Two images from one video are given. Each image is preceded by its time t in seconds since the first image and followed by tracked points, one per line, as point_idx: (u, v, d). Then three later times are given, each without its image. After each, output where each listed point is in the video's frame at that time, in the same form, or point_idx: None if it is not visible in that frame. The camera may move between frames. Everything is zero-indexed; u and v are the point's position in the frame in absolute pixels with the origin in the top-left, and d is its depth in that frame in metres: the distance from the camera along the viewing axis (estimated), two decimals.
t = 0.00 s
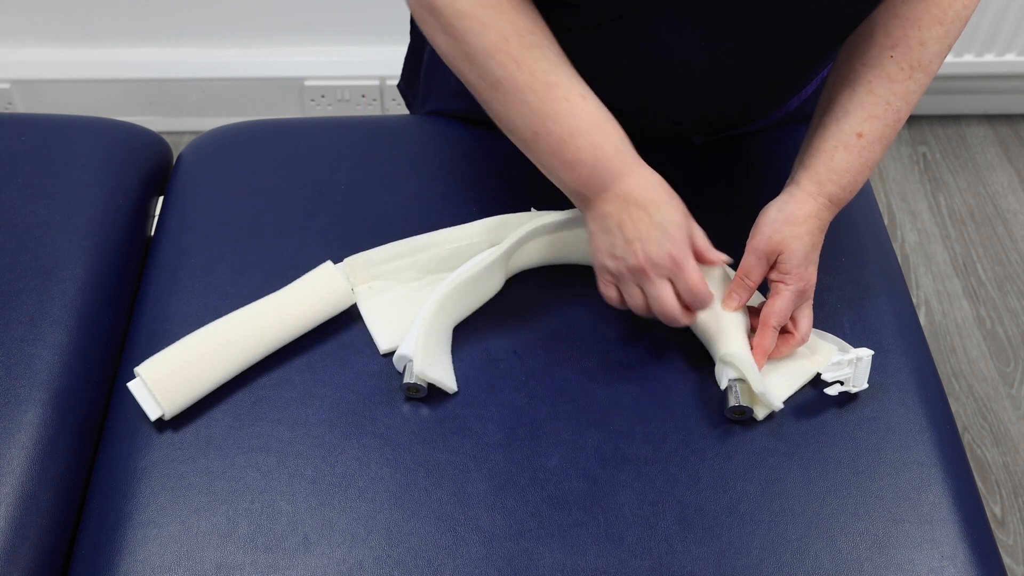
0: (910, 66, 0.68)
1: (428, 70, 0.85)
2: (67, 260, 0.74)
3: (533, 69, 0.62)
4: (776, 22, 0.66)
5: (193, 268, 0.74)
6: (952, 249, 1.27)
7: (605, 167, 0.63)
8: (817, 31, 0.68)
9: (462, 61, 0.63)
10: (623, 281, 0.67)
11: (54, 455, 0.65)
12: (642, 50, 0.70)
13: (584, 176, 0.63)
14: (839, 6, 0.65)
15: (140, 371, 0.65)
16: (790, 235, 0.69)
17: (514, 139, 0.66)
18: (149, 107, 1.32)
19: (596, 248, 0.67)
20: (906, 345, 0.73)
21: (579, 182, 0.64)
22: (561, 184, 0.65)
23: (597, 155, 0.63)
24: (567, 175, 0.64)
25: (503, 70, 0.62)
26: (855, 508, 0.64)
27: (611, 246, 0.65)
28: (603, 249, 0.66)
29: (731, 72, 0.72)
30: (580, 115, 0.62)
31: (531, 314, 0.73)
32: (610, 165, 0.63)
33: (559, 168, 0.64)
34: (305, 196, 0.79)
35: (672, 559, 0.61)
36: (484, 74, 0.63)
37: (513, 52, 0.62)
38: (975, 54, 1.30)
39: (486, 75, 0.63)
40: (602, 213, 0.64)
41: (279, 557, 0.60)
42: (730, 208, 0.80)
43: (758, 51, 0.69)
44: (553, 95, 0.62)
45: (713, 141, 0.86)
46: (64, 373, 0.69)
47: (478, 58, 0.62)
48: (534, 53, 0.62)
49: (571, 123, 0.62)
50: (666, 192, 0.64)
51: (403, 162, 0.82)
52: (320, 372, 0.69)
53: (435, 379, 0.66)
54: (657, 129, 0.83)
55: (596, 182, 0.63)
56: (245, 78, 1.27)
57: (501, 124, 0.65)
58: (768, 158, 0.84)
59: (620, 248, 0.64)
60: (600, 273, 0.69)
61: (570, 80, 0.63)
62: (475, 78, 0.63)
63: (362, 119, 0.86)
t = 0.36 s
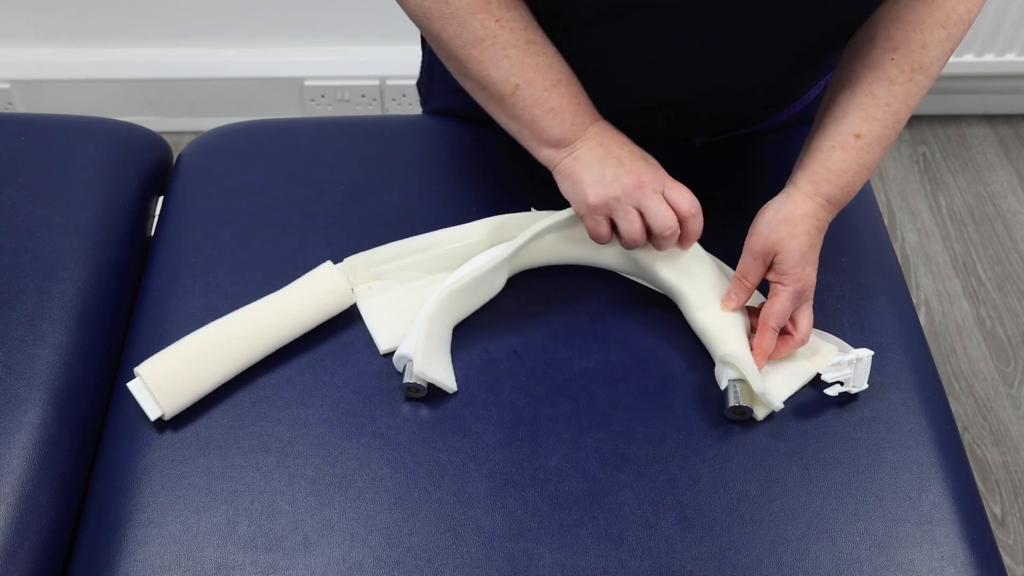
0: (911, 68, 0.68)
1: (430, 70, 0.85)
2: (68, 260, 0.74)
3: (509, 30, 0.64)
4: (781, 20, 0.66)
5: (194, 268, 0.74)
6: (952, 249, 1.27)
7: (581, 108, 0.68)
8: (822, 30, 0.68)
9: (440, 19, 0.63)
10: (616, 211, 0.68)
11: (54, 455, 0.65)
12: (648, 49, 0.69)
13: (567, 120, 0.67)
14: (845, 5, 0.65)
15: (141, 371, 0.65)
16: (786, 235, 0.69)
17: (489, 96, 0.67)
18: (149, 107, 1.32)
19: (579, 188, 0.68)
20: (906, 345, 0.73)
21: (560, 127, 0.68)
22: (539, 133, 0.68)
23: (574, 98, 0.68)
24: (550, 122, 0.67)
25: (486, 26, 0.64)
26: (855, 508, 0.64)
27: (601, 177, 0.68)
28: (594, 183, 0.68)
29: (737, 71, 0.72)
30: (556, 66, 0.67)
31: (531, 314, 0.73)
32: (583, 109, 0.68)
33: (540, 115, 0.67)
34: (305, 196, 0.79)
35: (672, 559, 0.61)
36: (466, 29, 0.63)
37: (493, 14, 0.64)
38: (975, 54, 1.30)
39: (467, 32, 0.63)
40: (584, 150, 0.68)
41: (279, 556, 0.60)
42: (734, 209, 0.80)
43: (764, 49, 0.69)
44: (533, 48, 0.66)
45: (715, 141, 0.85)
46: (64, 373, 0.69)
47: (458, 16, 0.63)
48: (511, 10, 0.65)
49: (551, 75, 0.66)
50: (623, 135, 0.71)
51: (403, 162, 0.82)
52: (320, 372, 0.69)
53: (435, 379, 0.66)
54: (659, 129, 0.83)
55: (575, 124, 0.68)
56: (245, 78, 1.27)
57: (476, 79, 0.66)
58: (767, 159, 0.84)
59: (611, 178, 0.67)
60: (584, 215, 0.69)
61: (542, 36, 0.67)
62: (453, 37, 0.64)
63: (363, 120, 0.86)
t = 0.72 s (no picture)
0: (904, 67, 0.68)
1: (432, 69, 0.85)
2: (68, 260, 0.74)
3: (515, 35, 0.64)
4: (781, 16, 0.66)
5: (194, 268, 0.74)
6: (952, 249, 1.27)
7: (575, 111, 0.69)
8: (822, 27, 0.68)
9: (450, 20, 0.61)
10: (625, 205, 0.70)
11: (54, 455, 0.65)
12: (646, 45, 0.70)
13: (566, 122, 0.68)
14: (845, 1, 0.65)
15: (142, 370, 0.65)
16: (777, 232, 0.70)
17: (487, 103, 0.66)
18: (149, 107, 1.32)
19: (585, 187, 0.70)
20: (906, 345, 0.73)
21: (562, 130, 0.68)
22: (539, 138, 0.68)
23: (568, 102, 0.69)
24: (552, 126, 0.68)
25: (496, 29, 0.63)
26: (855, 508, 0.64)
27: (607, 175, 0.69)
28: (602, 182, 0.69)
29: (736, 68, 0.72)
30: (551, 70, 0.68)
31: (531, 314, 0.73)
32: (576, 112, 0.70)
33: (542, 119, 0.67)
34: (306, 195, 0.79)
35: (672, 559, 0.61)
36: (476, 31, 0.62)
37: (502, 17, 0.63)
38: (975, 54, 1.30)
39: (476, 34, 0.63)
40: (583, 150, 0.70)
41: (279, 557, 0.60)
42: (734, 209, 0.80)
43: (763, 45, 0.69)
44: (534, 53, 0.66)
45: (715, 140, 0.86)
46: (64, 373, 0.69)
47: (469, 18, 0.62)
48: (513, 14, 0.65)
49: (549, 79, 0.67)
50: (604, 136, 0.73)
51: (404, 162, 0.82)
52: (320, 372, 0.69)
53: (434, 377, 0.66)
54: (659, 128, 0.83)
55: (573, 126, 0.69)
56: (245, 79, 1.27)
57: (476, 86, 0.65)
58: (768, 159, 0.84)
59: (617, 175, 0.69)
60: (591, 212, 0.71)
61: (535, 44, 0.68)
62: (460, 40, 0.62)
63: (363, 119, 0.86)
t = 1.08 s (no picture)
0: (902, 61, 0.69)
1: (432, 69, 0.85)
2: (68, 260, 0.74)
3: (522, 40, 0.66)
4: (781, 16, 0.66)
5: (194, 268, 0.74)
6: (952, 249, 1.27)
7: (578, 117, 0.71)
8: (822, 26, 0.68)
9: (459, 22, 0.63)
10: (625, 205, 0.70)
11: (54, 455, 0.65)
12: (648, 45, 0.70)
13: (568, 127, 0.70)
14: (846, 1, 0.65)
15: (143, 368, 0.66)
16: (767, 214, 0.71)
17: (492, 105, 0.68)
18: (149, 107, 1.32)
19: (585, 189, 0.71)
20: (906, 345, 0.73)
21: (563, 134, 0.70)
22: (541, 141, 0.70)
23: (572, 108, 0.70)
24: (554, 130, 0.69)
25: (503, 33, 0.65)
26: (855, 508, 0.64)
27: (607, 176, 0.70)
28: (601, 183, 0.70)
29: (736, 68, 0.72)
30: (556, 77, 0.69)
31: (531, 314, 0.73)
32: (579, 119, 0.71)
33: (544, 123, 0.69)
34: (306, 195, 0.79)
35: (672, 559, 0.61)
36: (484, 34, 0.64)
37: (509, 23, 0.65)
38: (975, 54, 1.30)
39: (483, 37, 0.64)
40: (584, 154, 0.71)
41: (279, 556, 0.60)
42: (736, 207, 0.80)
43: (763, 45, 0.69)
44: (540, 59, 0.68)
45: (716, 140, 0.86)
46: (64, 373, 0.69)
47: (479, 20, 0.64)
48: (523, 20, 0.67)
49: (554, 84, 0.69)
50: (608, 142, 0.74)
51: (403, 162, 0.82)
52: (320, 372, 0.69)
53: (434, 376, 0.66)
54: (660, 127, 0.83)
55: (574, 130, 0.71)
56: (245, 79, 1.27)
57: (482, 87, 0.67)
58: (769, 158, 0.84)
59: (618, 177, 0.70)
60: (590, 213, 0.72)
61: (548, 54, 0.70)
62: (468, 42, 0.64)
63: (363, 119, 0.86)
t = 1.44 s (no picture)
0: (917, 71, 0.67)
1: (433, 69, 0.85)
2: (68, 260, 0.74)
3: (502, 26, 0.67)
4: (781, 15, 0.66)
5: (194, 268, 0.74)
6: (952, 249, 1.27)
7: (554, 102, 0.72)
8: (822, 25, 0.68)
9: (441, 6, 0.65)
10: (603, 184, 0.71)
11: (54, 455, 0.65)
12: (649, 43, 0.69)
13: (545, 111, 0.71)
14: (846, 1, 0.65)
15: (143, 366, 0.66)
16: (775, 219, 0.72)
17: (470, 88, 0.69)
18: (149, 107, 1.32)
19: (562, 172, 0.71)
20: (906, 344, 0.73)
21: (540, 117, 0.71)
22: (518, 125, 0.70)
23: (549, 93, 0.71)
24: (530, 114, 0.70)
25: (483, 18, 0.66)
26: (855, 508, 0.64)
27: (582, 160, 0.71)
28: (578, 164, 0.71)
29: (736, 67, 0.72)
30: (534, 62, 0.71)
31: (530, 314, 0.73)
32: (555, 104, 0.72)
33: (521, 107, 0.70)
34: (306, 195, 0.79)
35: (672, 559, 0.61)
36: (464, 18, 0.66)
37: (490, 8, 0.66)
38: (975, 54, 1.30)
39: (463, 21, 0.66)
40: (560, 138, 0.72)
41: (279, 557, 0.60)
42: (737, 207, 0.80)
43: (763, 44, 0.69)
44: (519, 45, 0.69)
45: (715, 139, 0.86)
46: (64, 373, 0.69)
47: (459, 5, 0.65)
48: (504, 7, 0.68)
49: (531, 70, 0.70)
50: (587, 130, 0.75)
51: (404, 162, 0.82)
52: (320, 372, 0.68)
53: (434, 377, 0.66)
54: (661, 127, 0.83)
55: (551, 115, 0.72)
56: (246, 79, 1.27)
57: (461, 71, 0.68)
58: (769, 157, 0.84)
59: (591, 161, 0.71)
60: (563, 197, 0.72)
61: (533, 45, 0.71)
62: (448, 26, 0.66)
63: (363, 119, 0.86)
